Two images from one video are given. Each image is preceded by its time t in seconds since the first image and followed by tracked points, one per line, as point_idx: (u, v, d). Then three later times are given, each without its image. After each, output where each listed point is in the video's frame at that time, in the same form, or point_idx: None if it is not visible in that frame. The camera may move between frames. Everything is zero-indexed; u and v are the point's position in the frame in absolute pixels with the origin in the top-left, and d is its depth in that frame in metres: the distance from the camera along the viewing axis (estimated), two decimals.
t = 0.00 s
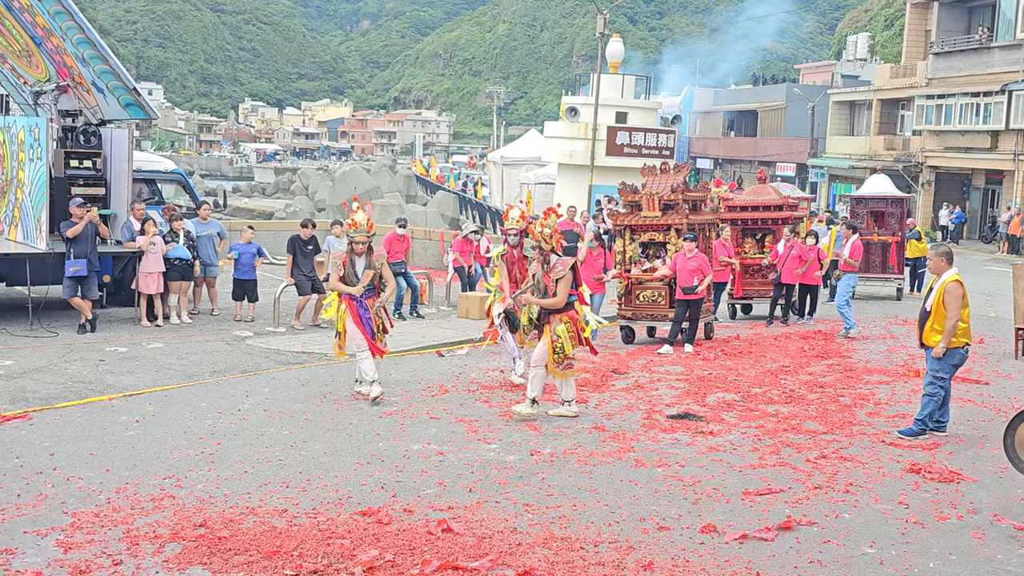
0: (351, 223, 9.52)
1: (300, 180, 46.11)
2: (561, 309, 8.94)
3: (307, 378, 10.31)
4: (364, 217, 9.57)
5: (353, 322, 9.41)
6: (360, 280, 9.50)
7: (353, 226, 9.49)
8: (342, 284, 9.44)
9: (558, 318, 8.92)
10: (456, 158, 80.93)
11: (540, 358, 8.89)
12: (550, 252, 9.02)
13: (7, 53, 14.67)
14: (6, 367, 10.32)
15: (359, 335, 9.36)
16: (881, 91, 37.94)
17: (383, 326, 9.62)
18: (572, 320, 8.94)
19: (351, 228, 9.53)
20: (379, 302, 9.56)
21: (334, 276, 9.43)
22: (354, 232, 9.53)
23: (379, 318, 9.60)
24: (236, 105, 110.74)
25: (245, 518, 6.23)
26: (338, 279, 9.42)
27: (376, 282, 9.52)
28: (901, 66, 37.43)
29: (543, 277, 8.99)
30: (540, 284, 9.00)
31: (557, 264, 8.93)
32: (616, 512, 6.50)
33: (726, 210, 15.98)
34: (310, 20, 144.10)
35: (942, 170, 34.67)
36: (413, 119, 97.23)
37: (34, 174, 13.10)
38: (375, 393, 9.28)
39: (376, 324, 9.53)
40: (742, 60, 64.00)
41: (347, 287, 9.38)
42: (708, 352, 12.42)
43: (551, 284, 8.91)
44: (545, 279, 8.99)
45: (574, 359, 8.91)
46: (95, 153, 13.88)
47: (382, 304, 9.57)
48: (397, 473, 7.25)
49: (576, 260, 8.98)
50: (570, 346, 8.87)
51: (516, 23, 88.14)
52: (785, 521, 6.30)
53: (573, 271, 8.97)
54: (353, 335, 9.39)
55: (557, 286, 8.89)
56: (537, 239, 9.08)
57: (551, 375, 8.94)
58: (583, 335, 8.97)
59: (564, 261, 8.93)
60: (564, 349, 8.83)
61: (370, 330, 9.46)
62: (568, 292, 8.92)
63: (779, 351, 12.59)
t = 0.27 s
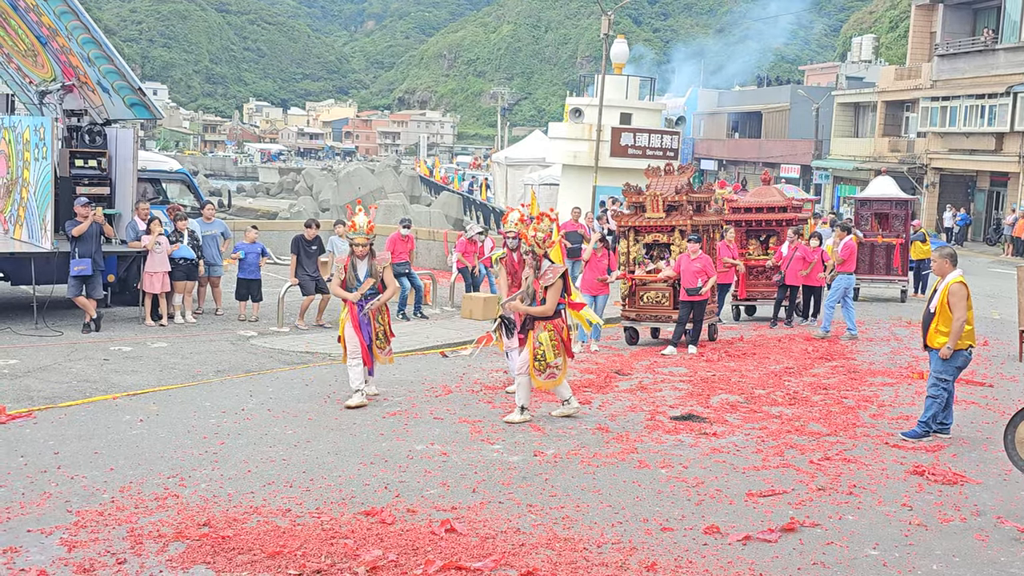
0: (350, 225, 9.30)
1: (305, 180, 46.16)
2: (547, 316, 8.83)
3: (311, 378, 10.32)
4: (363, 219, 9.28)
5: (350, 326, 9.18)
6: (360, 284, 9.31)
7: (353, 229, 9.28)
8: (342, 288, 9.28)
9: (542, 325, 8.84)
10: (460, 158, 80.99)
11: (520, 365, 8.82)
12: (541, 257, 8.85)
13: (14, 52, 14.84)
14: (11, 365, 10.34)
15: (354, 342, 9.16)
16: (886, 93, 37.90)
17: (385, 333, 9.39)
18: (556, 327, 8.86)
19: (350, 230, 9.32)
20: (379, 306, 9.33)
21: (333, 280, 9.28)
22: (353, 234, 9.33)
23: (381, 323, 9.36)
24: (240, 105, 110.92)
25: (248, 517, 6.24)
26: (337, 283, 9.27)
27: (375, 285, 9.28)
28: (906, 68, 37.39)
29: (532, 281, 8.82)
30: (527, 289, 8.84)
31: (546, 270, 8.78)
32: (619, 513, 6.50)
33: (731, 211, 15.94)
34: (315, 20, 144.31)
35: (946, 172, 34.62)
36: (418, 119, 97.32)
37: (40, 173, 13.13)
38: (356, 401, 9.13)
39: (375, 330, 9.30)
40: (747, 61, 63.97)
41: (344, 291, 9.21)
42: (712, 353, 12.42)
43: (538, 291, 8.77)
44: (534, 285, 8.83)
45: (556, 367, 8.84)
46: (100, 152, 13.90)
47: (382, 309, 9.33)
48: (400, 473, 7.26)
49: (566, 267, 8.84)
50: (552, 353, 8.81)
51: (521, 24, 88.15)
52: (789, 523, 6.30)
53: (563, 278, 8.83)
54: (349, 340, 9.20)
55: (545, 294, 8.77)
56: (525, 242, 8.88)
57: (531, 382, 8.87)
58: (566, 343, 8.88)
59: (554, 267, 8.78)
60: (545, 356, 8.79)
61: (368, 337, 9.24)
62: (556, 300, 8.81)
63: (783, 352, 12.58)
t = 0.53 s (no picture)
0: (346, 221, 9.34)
1: (308, 181, 46.21)
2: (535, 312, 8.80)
3: (314, 378, 10.34)
4: (360, 216, 9.49)
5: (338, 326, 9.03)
6: (352, 281, 9.19)
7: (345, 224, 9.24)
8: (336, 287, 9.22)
9: (531, 322, 8.80)
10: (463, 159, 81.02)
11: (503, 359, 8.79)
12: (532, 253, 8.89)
13: (18, 53, 14.90)
14: (15, 366, 10.36)
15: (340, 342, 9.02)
16: (889, 94, 37.86)
17: (377, 333, 9.11)
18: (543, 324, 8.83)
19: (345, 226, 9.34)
20: (371, 305, 9.11)
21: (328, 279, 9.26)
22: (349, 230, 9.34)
23: (374, 323, 9.12)
24: (244, 105, 111.05)
25: (252, 517, 6.25)
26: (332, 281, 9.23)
27: (367, 284, 9.07)
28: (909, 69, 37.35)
29: (522, 275, 8.84)
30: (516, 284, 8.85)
31: (537, 265, 8.79)
32: (622, 513, 6.50)
33: (734, 212, 15.93)
34: (318, 21, 144.45)
35: (950, 173, 34.58)
36: (421, 120, 97.38)
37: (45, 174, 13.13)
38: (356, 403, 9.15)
39: (364, 330, 9.03)
40: (751, 62, 63.95)
41: (336, 290, 9.14)
42: (715, 354, 12.42)
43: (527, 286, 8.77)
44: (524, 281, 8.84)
45: (540, 366, 8.78)
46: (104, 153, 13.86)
47: (373, 307, 9.11)
48: (404, 473, 7.27)
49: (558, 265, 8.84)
50: (538, 349, 8.77)
51: (524, 24, 88.16)
52: (792, 524, 6.30)
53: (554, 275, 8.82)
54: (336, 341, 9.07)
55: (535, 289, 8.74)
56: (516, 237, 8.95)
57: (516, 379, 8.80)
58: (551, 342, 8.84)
59: (545, 263, 8.80)
60: (529, 353, 8.72)
61: (354, 338, 9.00)
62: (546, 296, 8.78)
63: (786, 353, 12.58)
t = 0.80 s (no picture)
0: (336, 222, 9.12)
1: (311, 182, 46.27)
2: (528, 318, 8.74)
3: (317, 379, 10.35)
4: (350, 215, 9.14)
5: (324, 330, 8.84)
6: (342, 285, 9.01)
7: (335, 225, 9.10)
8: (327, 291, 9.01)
9: (524, 327, 8.73)
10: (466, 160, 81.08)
11: (488, 361, 8.68)
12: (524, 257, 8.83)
13: (23, 54, 15.11)
14: (19, 366, 10.38)
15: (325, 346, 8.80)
16: (893, 94, 37.83)
17: (366, 336, 8.82)
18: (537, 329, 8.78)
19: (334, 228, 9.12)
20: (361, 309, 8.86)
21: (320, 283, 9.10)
22: (339, 232, 9.10)
23: (363, 326, 8.85)
24: (248, 106, 111.22)
25: (255, 518, 6.26)
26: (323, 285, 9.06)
27: (356, 288, 8.90)
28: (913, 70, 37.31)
29: (513, 280, 8.77)
30: (509, 289, 8.79)
31: (529, 270, 8.74)
32: (625, 514, 6.51)
33: (737, 212, 15.92)
34: (322, 22, 144.62)
35: (954, 173, 34.53)
36: (425, 121, 97.43)
37: (48, 175, 13.18)
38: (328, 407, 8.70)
39: (351, 332, 8.76)
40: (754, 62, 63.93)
41: (325, 294, 8.96)
42: (718, 355, 12.42)
43: (521, 291, 8.71)
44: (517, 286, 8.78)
45: (541, 370, 8.74)
46: (108, 154, 13.95)
47: (362, 310, 8.85)
48: (407, 474, 7.28)
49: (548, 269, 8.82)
50: (535, 354, 8.71)
51: (528, 25, 88.18)
52: (794, 524, 6.30)
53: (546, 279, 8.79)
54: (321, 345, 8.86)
55: (527, 294, 8.69)
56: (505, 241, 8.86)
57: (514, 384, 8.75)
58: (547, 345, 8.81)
59: (537, 268, 8.76)
60: (527, 358, 8.67)
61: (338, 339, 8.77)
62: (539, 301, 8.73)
63: (789, 354, 12.58)
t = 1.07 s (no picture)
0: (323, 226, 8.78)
1: (316, 182, 46.31)
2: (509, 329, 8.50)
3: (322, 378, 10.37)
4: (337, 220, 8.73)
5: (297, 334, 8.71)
6: (324, 291, 8.76)
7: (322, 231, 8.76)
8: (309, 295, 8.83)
9: (506, 338, 8.48)
10: (470, 160, 81.11)
11: (466, 373, 8.32)
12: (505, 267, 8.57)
13: (27, 54, 15.15)
14: (24, 366, 10.40)
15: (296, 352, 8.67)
16: (897, 93, 37.77)
17: (339, 348, 8.67)
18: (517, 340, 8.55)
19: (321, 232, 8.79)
20: (338, 318, 8.68)
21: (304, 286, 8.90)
22: (325, 236, 8.77)
23: (338, 335, 8.68)
24: (252, 106, 111.40)
25: (260, 517, 6.27)
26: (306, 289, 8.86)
27: (338, 298, 8.68)
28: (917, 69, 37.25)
29: (493, 291, 8.51)
30: (489, 300, 8.51)
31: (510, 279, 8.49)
32: (629, 513, 6.51)
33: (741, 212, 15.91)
34: (326, 21, 144.77)
35: (958, 172, 34.49)
36: (429, 120, 97.51)
37: (54, 175, 13.22)
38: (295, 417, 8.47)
39: (323, 341, 8.61)
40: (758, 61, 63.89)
41: (307, 299, 8.77)
42: (722, 354, 12.42)
43: (503, 301, 8.45)
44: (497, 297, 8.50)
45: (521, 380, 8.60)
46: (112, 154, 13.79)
47: (339, 320, 8.67)
48: (411, 473, 7.29)
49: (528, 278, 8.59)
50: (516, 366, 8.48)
51: (532, 25, 88.18)
52: (798, 523, 6.30)
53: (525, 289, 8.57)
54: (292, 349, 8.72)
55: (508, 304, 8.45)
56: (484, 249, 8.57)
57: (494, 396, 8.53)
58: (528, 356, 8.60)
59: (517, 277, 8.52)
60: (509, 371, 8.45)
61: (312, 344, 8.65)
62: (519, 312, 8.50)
63: (793, 353, 12.57)
